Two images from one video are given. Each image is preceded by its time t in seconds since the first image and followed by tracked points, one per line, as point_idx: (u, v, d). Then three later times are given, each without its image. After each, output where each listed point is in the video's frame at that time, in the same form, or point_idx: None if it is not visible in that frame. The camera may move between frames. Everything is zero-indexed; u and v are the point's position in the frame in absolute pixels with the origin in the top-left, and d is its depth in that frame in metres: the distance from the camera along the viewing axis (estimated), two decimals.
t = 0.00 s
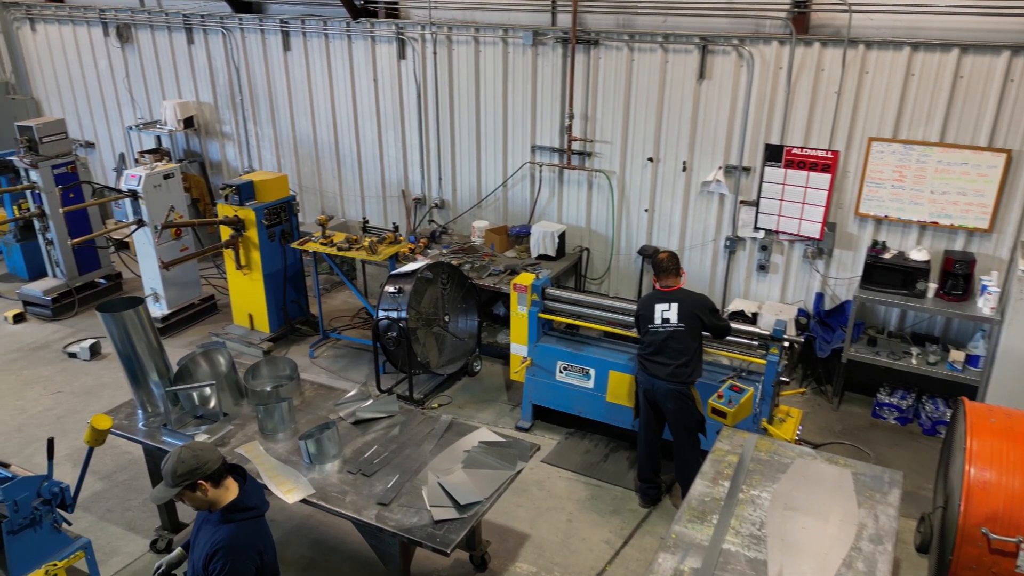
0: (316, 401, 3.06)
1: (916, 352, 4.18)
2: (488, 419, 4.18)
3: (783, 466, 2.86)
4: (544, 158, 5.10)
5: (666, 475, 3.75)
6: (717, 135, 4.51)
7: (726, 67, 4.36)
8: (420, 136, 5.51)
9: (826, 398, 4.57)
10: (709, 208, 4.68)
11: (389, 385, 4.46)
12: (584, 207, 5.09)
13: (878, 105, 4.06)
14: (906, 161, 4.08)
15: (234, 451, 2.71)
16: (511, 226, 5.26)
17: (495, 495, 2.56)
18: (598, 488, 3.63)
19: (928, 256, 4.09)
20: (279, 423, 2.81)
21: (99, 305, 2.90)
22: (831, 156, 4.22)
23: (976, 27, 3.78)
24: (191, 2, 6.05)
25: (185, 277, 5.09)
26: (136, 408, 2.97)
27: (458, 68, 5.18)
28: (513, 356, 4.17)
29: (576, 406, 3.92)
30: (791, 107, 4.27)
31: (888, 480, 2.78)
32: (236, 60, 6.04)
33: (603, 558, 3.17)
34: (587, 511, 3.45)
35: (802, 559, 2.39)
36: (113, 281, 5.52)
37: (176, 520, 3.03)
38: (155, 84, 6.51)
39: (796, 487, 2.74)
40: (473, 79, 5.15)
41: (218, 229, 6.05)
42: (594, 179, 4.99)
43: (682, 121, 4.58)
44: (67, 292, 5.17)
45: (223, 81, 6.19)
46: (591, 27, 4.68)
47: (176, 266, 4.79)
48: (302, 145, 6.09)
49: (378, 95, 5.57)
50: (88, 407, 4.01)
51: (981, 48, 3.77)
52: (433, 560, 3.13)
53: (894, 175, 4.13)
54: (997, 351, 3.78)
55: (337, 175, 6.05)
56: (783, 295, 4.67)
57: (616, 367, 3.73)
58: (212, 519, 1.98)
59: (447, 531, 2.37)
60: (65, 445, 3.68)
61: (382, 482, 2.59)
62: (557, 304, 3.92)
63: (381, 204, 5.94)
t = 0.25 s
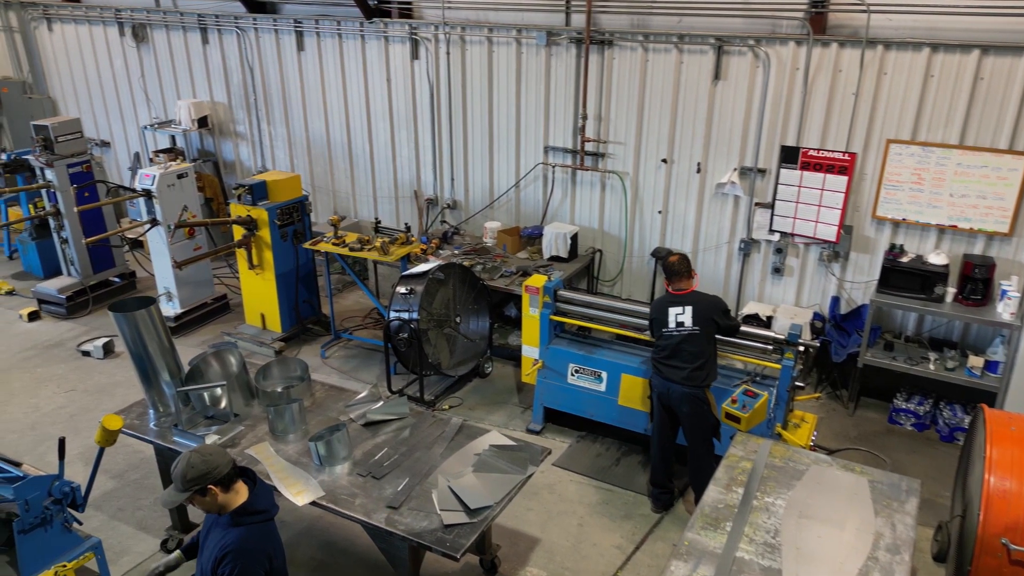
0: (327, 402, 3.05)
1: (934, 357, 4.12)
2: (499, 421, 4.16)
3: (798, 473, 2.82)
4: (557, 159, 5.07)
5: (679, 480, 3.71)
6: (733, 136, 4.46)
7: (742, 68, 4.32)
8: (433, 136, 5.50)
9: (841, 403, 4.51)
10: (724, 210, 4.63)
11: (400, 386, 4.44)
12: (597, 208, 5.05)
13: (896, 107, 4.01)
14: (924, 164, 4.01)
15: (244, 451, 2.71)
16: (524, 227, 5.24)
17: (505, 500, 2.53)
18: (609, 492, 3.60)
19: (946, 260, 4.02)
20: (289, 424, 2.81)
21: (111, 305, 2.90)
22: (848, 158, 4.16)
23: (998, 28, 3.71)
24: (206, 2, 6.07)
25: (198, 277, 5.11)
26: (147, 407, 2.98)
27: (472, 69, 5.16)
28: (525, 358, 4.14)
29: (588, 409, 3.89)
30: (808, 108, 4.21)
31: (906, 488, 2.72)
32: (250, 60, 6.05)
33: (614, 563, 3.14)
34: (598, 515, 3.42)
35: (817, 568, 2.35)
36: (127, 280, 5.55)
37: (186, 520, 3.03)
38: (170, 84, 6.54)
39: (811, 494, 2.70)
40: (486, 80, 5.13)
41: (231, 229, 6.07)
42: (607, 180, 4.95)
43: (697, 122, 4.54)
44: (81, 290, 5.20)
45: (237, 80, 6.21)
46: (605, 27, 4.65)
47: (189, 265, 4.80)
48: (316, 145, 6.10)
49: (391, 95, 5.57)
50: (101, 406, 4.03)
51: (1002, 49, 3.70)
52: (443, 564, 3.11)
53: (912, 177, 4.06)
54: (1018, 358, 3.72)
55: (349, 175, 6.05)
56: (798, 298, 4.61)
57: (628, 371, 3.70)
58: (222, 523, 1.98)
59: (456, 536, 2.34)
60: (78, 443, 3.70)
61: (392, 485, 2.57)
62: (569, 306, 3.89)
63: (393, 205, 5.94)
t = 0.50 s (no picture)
0: (338, 404, 3.04)
1: (952, 363, 4.05)
2: (510, 423, 4.13)
3: (813, 480, 2.77)
4: (570, 160, 5.04)
5: (691, 485, 3.67)
6: (748, 137, 4.41)
7: (758, 69, 4.27)
8: (445, 137, 5.49)
9: (857, 409, 4.45)
10: (738, 212, 4.58)
11: (411, 388, 4.43)
12: (610, 209, 5.02)
13: (915, 109, 3.94)
14: (943, 167, 3.95)
15: (254, 452, 2.70)
16: (536, 229, 5.21)
17: (516, 505, 2.51)
18: (621, 496, 3.57)
19: (965, 264, 3.96)
20: (300, 425, 2.80)
21: (123, 305, 2.90)
22: (865, 160, 4.10)
23: (1020, 28, 3.64)
24: (221, 2, 6.09)
25: (211, 276, 5.12)
26: (158, 407, 2.98)
27: (485, 69, 5.14)
28: (536, 360, 4.11)
29: (600, 412, 3.86)
30: (824, 110, 4.16)
31: (924, 497, 2.67)
32: (264, 60, 6.06)
33: (625, 569, 3.11)
34: (609, 520, 3.39)
35: None
36: (141, 279, 5.58)
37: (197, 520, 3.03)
38: (185, 84, 6.57)
39: (827, 502, 2.65)
40: (500, 80, 5.11)
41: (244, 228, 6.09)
42: (620, 182, 4.92)
43: (711, 123, 4.49)
44: (95, 289, 5.23)
45: (251, 80, 6.22)
46: (619, 27, 4.61)
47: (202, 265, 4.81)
48: (328, 145, 6.10)
49: (404, 96, 5.56)
50: (114, 404, 4.04)
51: None
52: (452, 567, 3.09)
53: (931, 180, 4.00)
54: None
55: (362, 175, 6.05)
56: (813, 302, 4.55)
57: (641, 374, 3.66)
58: (230, 526, 1.97)
59: (466, 540, 2.32)
60: (90, 442, 3.71)
61: (402, 488, 2.55)
62: (581, 309, 3.86)
63: (405, 205, 5.93)
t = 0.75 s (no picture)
0: (348, 405, 3.03)
1: (970, 368, 3.98)
2: (521, 426, 4.11)
3: (828, 488, 2.72)
4: (583, 161, 5.01)
5: (704, 491, 3.63)
6: (763, 139, 4.36)
7: (774, 69, 4.22)
8: (458, 137, 5.47)
9: (873, 415, 4.39)
10: (753, 214, 4.53)
11: (421, 389, 4.41)
12: (623, 211, 4.98)
13: (934, 111, 3.88)
14: (963, 169, 3.89)
15: (264, 454, 2.70)
16: (548, 230, 5.18)
17: (526, 510, 2.48)
18: (633, 501, 3.53)
19: (985, 268, 3.89)
20: (310, 426, 2.79)
21: (136, 305, 2.90)
22: (883, 163, 4.04)
23: None
24: (235, 2, 6.11)
25: (223, 276, 5.13)
26: (169, 407, 2.98)
27: (498, 69, 5.12)
28: (547, 363, 4.09)
29: (611, 416, 3.83)
30: (842, 111, 4.10)
31: (942, 506, 2.61)
32: (278, 60, 6.08)
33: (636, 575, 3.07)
34: (620, 525, 3.36)
35: None
36: (154, 278, 5.61)
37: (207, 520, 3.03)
38: (199, 84, 6.60)
39: (842, 510, 2.60)
40: (513, 80, 5.09)
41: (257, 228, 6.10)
42: (634, 183, 4.88)
43: (726, 125, 4.45)
44: (109, 288, 5.26)
45: (265, 80, 6.23)
46: (634, 27, 4.57)
47: (215, 264, 4.82)
48: (341, 146, 6.10)
49: (417, 96, 5.55)
50: (126, 403, 4.06)
51: None
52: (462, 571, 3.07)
53: (950, 183, 3.94)
54: None
55: (374, 175, 6.05)
56: (829, 306, 4.49)
57: (653, 378, 3.63)
58: (239, 529, 1.95)
59: (476, 546, 2.30)
60: (103, 441, 3.73)
61: (412, 491, 2.53)
62: (593, 311, 3.83)
63: (417, 206, 5.92)
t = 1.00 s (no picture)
0: (358, 407, 3.02)
1: (989, 375, 3.92)
2: (531, 429, 4.08)
3: (844, 496, 2.67)
4: (596, 162, 4.98)
5: (717, 496, 3.58)
6: (779, 140, 4.31)
7: (790, 70, 4.17)
8: (470, 138, 5.45)
9: (889, 421, 4.33)
10: (768, 217, 4.48)
11: (432, 391, 4.39)
12: (636, 213, 4.94)
13: (953, 112, 3.82)
14: (983, 172, 3.82)
15: (274, 456, 2.69)
16: (560, 231, 5.15)
17: (537, 515, 2.45)
18: (644, 506, 3.50)
19: (1005, 273, 3.82)
20: (320, 428, 2.77)
21: (146, 305, 2.90)
22: (901, 165, 3.98)
23: None
24: (249, 2, 6.12)
25: (236, 275, 5.15)
26: (180, 407, 2.98)
27: (511, 69, 5.10)
28: (559, 366, 4.06)
29: (623, 420, 3.79)
30: (859, 113, 4.05)
31: (961, 515, 2.55)
32: (291, 60, 6.08)
33: None
34: (631, 531, 3.32)
35: None
36: (167, 277, 5.64)
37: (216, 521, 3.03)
38: (213, 84, 6.63)
39: (859, 519, 2.55)
40: (526, 81, 5.06)
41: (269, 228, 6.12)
42: (647, 185, 4.84)
43: (741, 126, 4.40)
44: (122, 287, 5.29)
45: (278, 80, 6.24)
46: (648, 28, 4.54)
47: (227, 264, 4.83)
48: (354, 146, 6.10)
49: (430, 96, 5.54)
50: (138, 402, 4.07)
51: None
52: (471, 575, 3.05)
53: (969, 186, 3.87)
54: None
55: (387, 176, 6.04)
56: (844, 310, 4.44)
57: (666, 382, 3.59)
58: (249, 532, 1.94)
59: (485, 551, 2.27)
60: (114, 440, 3.74)
61: (422, 495, 2.51)
62: (605, 314, 3.79)
63: (429, 206, 5.91)
